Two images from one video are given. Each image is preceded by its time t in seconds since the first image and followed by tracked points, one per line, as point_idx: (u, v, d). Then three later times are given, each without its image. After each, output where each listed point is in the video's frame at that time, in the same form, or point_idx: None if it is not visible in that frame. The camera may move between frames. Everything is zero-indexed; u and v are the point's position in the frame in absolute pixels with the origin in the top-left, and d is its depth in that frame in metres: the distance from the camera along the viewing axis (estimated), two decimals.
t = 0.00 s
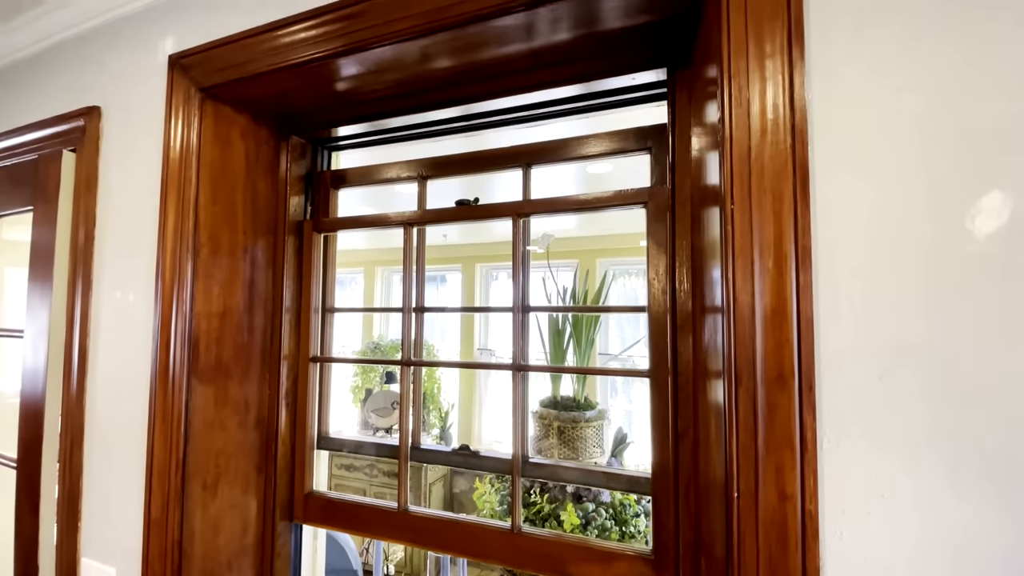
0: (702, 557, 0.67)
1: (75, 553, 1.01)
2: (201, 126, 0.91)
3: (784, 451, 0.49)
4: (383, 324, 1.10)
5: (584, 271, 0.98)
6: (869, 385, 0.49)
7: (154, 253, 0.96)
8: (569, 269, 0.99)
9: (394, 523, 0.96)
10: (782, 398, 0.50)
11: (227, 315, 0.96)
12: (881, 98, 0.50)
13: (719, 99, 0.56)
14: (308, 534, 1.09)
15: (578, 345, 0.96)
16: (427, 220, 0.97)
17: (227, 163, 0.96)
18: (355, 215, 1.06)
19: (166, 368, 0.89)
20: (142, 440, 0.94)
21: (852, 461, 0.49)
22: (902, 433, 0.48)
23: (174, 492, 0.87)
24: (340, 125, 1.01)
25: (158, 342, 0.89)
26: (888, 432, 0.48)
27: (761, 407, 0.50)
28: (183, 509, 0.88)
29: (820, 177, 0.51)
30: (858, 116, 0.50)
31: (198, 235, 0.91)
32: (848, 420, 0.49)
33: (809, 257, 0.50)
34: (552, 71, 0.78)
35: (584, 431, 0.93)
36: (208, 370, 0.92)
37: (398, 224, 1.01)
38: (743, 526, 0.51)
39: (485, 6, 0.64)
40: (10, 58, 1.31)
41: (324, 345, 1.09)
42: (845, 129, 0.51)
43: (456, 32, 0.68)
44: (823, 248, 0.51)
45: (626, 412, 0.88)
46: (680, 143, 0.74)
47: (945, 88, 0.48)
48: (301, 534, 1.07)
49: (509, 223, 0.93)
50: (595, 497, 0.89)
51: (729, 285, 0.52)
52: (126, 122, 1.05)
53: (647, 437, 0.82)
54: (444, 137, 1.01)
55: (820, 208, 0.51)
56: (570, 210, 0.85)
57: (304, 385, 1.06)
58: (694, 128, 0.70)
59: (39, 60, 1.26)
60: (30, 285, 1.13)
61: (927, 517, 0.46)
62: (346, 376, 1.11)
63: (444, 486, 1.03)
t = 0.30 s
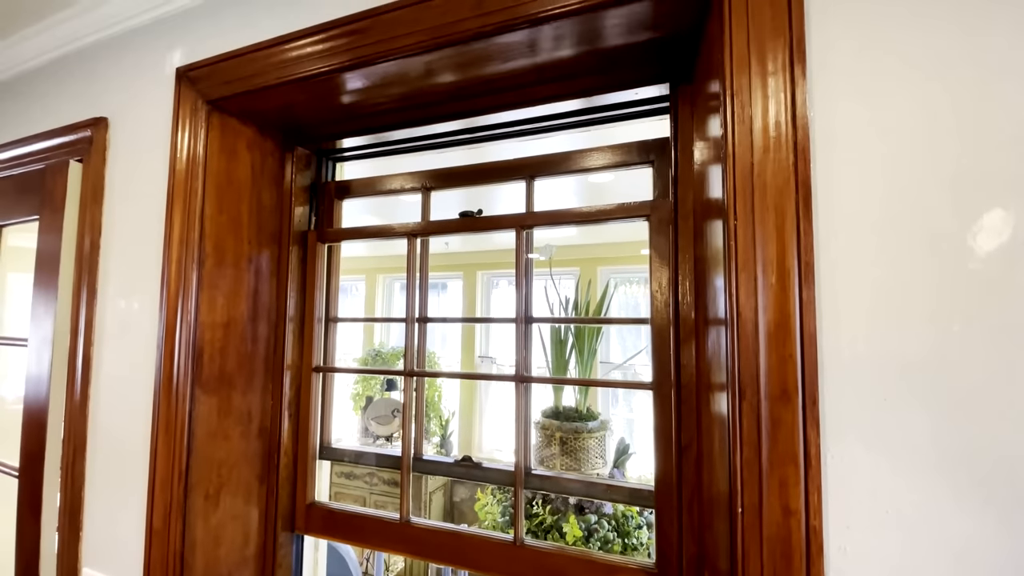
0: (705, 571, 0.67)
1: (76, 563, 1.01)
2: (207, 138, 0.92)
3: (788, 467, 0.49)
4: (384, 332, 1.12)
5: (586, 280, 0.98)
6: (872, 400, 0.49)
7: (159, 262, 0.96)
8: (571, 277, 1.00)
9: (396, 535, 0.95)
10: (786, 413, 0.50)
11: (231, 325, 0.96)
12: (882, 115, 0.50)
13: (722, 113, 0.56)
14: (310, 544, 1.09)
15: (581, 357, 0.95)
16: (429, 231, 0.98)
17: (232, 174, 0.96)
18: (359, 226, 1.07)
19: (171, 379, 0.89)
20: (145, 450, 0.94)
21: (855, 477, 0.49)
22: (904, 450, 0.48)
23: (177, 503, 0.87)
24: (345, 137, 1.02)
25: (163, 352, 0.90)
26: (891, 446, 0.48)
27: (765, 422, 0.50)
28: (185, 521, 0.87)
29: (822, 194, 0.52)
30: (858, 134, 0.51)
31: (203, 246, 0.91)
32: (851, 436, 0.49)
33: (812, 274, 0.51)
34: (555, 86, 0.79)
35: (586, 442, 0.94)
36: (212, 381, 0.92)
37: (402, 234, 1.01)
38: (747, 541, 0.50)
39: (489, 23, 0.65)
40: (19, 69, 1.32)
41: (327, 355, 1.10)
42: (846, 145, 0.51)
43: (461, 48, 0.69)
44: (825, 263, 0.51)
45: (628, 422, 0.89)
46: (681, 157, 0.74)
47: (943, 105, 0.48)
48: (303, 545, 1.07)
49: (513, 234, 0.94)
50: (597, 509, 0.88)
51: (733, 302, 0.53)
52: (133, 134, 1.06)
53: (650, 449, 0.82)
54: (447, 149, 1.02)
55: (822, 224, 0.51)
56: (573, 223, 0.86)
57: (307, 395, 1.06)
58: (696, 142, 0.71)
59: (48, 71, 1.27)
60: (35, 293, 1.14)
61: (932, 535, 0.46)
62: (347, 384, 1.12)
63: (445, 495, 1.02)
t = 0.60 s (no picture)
0: None
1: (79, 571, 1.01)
2: (216, 149, 0.93)
3: (794, 483, 0.49)
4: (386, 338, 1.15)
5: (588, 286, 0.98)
6: (877, 417, 0.49)
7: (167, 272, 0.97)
8: (574, 282, 0.99)
9: (400, 547, 0.95)
10: (792, 429, 0.50)
11: (237, 335, 0.97)
12: (884, 131, 0.51)
13: (726, 128, 0.57)
14: (313, 554, 1.09)
15: (584, 369, 0.96)
16: (435, 241, 0.98)
17: (240, 185, 0.97)
18: (364, 236, 1.08)
19: (177, 389, 0.89)
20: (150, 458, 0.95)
21: (861, 493, 0.49)
22: (910, 467, 0.48)
23: (181, 514, 0.87)
24: (351, 148, 1.03)
25: (169, 362, 0.90)
26: (896, 461, 0.48)
27: (770, 437, 0.50)
28: (189, 531, 0.87)
29: (826, 210, 0.52)
30: (862, 151, 0.51)
31: (210, 256, 0.92)
32: (857, 452, 0.49)
33: (817, 290, 0.51)
34: (560, 99, 0.79)
35: (590, 452, 0.92)
36: (217, 391, 0.93)
37: (407, 245, 1.02)
38: (753, 557, 0.50)
39: (496, 39, 0.65)
40: (30, 78, 1.34)
41: (331, 364, 1.11)
42: (849, 162, 0.52)
43: (467, 63, 0.70)
44: (829, 278, 0.51)
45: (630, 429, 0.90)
46: (686, 170, 0.75)
47: (945, 121, 0.49)
48: (306, 554, 1.07)
49: (517, 245, 0.94)
50: (600, 521, 0.91)
51: (738, 316, 0.53)
52: (142, 144, 1.07)
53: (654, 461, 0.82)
54: (452, 161, 1.03)
55: (826, 239, 0.52)
56: (577, 234, 0.87)
57: (311, 405, 1.07)
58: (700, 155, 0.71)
59: (58, 81, 1.29)
60: (43, 300, 1.15)
61: (939, 553, 0.46)
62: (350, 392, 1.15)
63: (446, 504, 1.05)
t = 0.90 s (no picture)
0: None
1: None
2: (226, 160, 0.94)
3: (802, 497, 0.49)
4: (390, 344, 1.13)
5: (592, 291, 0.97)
6: (885, 430, 0.49)
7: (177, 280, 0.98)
8: (578, 289, 0.98)
9: (405, 556, 0.95)
10: (800, 442, 0.50)
11: (245, 343, 0.97)
12: (889, 145, 0.51)
13: (733, 140, 0.57)
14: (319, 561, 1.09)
15: (590, 378, 0.94)
16: (442, 251, 0.99)
17: (249, 195, 0.98)
18: (372, 245, 1.09)
19: (185, 397, 0.90)
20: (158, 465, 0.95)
21: (870, 507, 0.49)
22: (918, 481, 0.47)
23: (189, 522, 0.87)
24: (359, 158, 1.04)
25: (178, 369, 0.91)
26: (903, 475, 0.48)
27: (778, 450, 0.50)
28: (196, 539, 0.88)
29: (833, 222, 0.52)
30: (868, 163, 0.52)
31: (219, 265, 0.93)
32: (865, 465, 0.49)
33: (824, 303, 0.51)
34: (566, 111, 0.80)
35: (596, 462, 0.92)
36: (225, 399, 0.93)
37: (414, 254, 1.02)
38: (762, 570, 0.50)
39: (503, 53, 0.66)
40: (44, 88, 1.36)
41: (338, 372, 1.11)
42: (855, 174, 0.52)
43: (475, 77, 0.71)
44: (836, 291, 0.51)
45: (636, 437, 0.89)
46: (692, 181, 0.75)
47: (950, 136, 0.49)
48: (312, 562, 1.07)
49: (524, 254, 0.95)
50: (606, 530, 0.89)
51: (746, 329, 0.53)
52: (153, 154, 1.09)
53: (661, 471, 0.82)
54: (459, 170, 1.03)
55: (833, 250, 0.52)
56: (584, 244, 0.87)
57: (318, 413, 1.07)
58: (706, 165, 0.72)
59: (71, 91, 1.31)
60: (54, 307, 1.16)
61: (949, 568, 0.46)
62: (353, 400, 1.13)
63: (449, 510, 1.03)
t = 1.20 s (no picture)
0: None
1: None
2: (237, 166, 0.95)
3: (815, 507, 0.49)
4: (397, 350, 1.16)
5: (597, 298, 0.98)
6: (899, 440, 0.48)
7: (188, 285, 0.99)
8: (584, 294, 0.99)
9: (413, 562, 0.95)
10: (813, 452, 0.49)
11: (255, 348, 0.98)
12: (901, 153, 0.51)
13: (744, 147, 0.57)
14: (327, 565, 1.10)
15: (597, 385, 0.95)
16: (450, 256, 0.99)
17: (260, 201, 0.99)
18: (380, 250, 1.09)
19: (195, 402, 0.90)
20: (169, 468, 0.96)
21: (885, 519, 0.48)
22: (934, 492, 0.47)
23: (198, 526, 0.88)
24: (368, 164, 1.04)
25: (189, 374, 0.91)
26: (918, 486, 0.47)
27: (791, 460, 0.50)
28: (206, 543, 0.88)
29: (845, 230, 0.52)
30: (880, 171, 0.51)
31: (230, 271, 0.94)
32: (878, 476, 0.48)
33: (837, 312, 0.51)
34: (575, 118, 0.80)
35: (604, 468, 0.92)
36: (235, 403, 0.94)
37: (422, 259, 1.03)
38: None
39: (513, 61, 0.67)
40: (59, 95, 1.38)
41: (346, 377, 1.12)
42: (867, 182, 0.51)
43: (485, 85, 0.71)
44: (849, 300, 0.51)
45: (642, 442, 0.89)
46: (702, 188, 0.75)
47: (962, 144, 0.49)
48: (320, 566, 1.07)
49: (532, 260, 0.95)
50: (613, 539, 0.90)
51: (758, 338, 0.53)
52: (165, 159, 1.10)
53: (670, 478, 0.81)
54: (467, 176, 1.04)
55: (845, 259, 0.51)
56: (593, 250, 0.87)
57: (326, 418, 1.07)
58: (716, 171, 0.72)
59: (85, 98, 1.33)
60: (67, 310, 1.18)
61: None
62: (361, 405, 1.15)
63: (455, 515, 1.04)
